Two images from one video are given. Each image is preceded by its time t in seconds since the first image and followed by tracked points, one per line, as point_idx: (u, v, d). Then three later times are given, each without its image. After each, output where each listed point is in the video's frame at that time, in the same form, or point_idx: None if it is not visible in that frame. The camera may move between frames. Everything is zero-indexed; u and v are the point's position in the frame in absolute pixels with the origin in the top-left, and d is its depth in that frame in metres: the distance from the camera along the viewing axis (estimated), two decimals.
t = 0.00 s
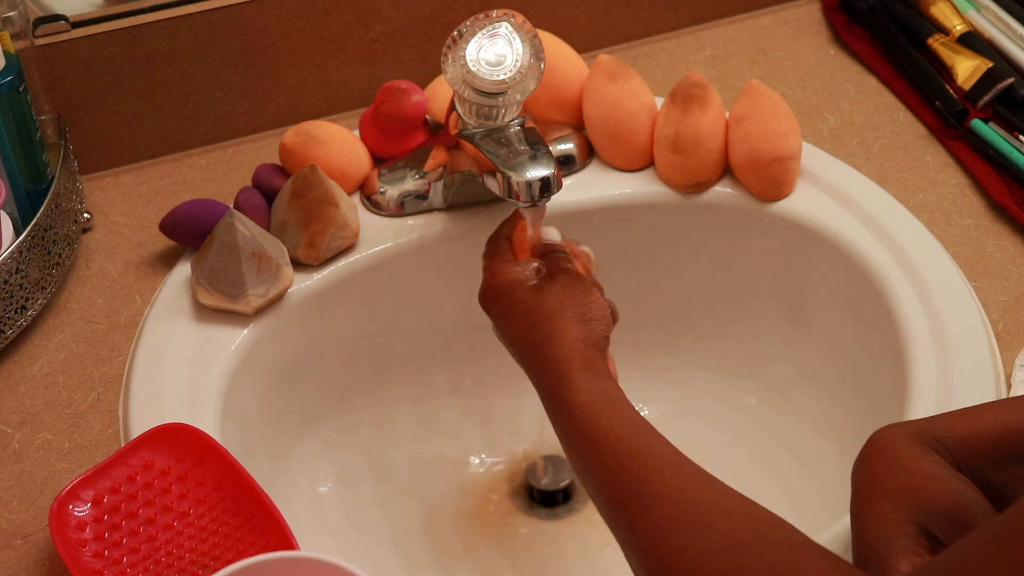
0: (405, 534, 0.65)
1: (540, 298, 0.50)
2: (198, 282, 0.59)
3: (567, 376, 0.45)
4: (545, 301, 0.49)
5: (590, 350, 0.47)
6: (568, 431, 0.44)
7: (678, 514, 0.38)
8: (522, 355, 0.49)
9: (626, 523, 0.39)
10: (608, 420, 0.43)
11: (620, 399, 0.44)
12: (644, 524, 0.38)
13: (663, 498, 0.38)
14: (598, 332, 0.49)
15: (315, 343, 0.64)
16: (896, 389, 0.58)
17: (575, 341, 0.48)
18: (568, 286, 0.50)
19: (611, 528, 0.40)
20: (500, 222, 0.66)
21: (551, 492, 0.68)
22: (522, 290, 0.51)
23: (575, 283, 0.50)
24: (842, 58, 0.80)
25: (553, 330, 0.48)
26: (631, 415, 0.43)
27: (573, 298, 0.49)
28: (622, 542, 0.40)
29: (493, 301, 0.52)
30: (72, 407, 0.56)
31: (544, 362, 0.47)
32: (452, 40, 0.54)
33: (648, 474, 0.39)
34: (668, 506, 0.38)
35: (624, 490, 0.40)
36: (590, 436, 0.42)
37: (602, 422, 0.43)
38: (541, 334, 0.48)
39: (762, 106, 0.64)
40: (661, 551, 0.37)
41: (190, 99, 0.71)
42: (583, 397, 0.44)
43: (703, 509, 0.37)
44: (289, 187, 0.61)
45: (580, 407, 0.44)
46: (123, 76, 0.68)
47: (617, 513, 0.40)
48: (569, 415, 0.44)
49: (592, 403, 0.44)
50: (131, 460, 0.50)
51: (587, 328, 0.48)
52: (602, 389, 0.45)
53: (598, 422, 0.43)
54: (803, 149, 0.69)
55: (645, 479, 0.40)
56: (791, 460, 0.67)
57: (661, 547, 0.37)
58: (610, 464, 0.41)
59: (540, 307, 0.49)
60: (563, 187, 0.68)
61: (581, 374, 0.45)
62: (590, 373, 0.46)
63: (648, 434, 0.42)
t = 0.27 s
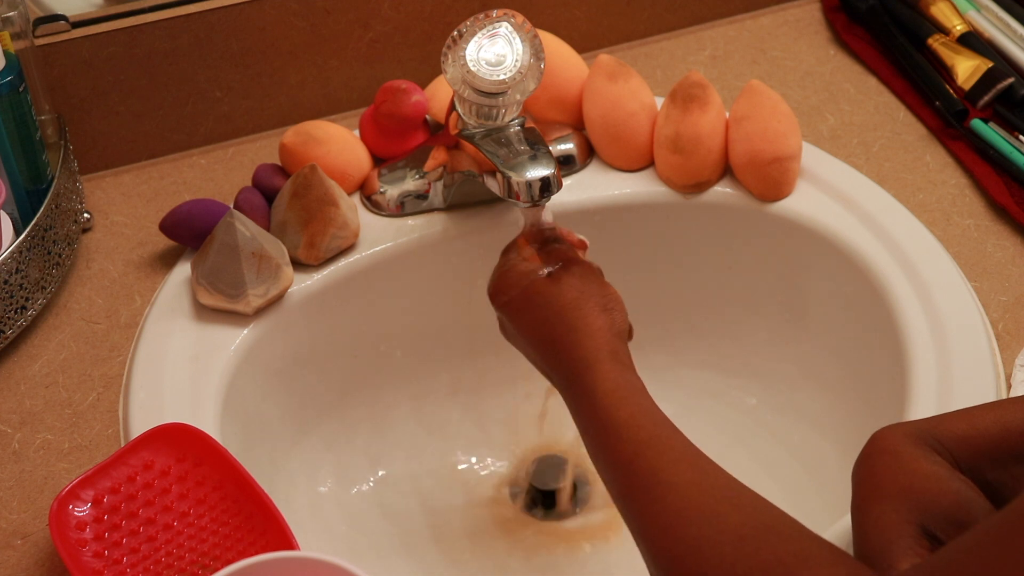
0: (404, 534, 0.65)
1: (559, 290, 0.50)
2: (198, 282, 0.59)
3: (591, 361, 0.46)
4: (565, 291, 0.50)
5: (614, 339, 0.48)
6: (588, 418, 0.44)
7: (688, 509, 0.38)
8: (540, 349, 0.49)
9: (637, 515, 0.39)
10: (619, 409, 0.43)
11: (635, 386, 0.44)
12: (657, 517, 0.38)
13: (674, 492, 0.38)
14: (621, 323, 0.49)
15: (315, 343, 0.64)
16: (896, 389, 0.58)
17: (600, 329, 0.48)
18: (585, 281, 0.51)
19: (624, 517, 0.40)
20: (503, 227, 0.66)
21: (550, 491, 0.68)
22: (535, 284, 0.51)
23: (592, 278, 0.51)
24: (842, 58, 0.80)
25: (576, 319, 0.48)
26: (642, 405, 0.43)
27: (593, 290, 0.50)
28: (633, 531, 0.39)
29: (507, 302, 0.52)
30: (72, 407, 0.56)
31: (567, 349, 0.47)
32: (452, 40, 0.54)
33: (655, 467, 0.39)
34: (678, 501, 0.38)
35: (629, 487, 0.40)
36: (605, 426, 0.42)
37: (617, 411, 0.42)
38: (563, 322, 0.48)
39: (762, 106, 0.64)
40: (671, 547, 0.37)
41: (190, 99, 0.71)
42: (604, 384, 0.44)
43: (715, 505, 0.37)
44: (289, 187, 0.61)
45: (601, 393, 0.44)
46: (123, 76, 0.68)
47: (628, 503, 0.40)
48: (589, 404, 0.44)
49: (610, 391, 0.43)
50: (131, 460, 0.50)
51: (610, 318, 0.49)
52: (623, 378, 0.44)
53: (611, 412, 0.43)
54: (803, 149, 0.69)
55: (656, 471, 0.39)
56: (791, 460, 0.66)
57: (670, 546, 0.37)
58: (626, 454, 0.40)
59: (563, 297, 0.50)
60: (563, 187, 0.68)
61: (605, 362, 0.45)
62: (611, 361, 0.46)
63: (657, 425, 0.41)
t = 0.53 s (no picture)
0: (404, 534, 0.65)
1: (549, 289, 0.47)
2: (198, 282, 0.59)
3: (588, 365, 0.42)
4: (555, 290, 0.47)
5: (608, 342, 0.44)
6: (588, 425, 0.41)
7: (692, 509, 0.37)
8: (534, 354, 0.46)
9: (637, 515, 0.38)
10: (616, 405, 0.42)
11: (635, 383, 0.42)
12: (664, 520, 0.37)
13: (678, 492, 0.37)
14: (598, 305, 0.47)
15: (315, 343, 0.64)
16: (896, 389, 0.58)
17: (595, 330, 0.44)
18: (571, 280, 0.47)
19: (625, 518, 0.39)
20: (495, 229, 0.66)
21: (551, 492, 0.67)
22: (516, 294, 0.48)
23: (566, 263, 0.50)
24: (842, 58, 0.80)
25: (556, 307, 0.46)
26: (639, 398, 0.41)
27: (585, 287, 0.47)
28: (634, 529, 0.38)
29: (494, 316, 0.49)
30: (72, 407, 0.56)
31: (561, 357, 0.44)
32: (453, 40, 0.54)
33: (660, 461, 0.38)
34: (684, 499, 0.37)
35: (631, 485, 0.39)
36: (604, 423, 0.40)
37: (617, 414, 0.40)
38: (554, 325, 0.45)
39: (762, 106, 0.64)
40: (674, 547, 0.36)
41: (190, 99, 0.71)
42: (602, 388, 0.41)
43: (720, 507, 0.36)
44: (289, 187, 0.61)
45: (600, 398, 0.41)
46: (123, 76, 0.68)
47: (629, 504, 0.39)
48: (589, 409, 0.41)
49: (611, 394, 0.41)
50: (131, 460, 0.50)
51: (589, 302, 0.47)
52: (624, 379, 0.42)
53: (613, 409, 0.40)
54: (804, 149, 0.69)
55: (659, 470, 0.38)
56: (791, 460, 0.66)
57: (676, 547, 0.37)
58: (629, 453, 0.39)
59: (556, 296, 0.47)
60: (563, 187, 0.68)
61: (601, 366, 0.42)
62: (612, 364, 0.43)
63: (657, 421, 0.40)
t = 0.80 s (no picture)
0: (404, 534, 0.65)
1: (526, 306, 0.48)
2: (198, 282, 0.59)
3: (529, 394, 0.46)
4: (515, 313, 0.48)
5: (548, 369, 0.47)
6: (540, 450, 0.44)
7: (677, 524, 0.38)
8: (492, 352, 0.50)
9: (614, 541, 0.39)
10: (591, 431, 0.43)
11: (590, 413, 0.45)
12: (643, 543, 0.38)
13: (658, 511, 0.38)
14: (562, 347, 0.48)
15: (315, 343, 0.64)
16: (896, 389, 0.58)
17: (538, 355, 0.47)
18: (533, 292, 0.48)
19: (595, 546, 0.41)
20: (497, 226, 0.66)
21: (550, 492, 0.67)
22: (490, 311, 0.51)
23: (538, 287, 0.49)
24: (842, 58, 0.80)
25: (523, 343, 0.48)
26: (600, 430, 0.43)
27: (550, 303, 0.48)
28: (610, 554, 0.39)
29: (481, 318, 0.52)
30: (72, 407, 0.56)
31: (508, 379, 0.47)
32: (452, 40, 0.54)
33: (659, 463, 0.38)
34: (663, 518, 0.38)
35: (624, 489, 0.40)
36: (568, 454, 0.43)
37: (574, 443, 0.43)
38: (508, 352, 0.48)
39: (762, 106, 0.64)
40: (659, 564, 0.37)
41: (190, 99, 0.71)
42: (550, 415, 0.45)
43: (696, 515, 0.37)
44: (288, 187, 0.61)
45: (547, 425, 0.45)
46: (123, 76, 0.68)
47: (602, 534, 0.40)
48: (541, 435, 0.45)
49: (561, 419, 0.44)
50: (131, 461, 0.50)
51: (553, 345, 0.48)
52: (570, 406, 0.45)
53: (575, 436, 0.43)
54: (804, 149, 0.69)
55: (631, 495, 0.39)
56: (791, 460, 0.66)
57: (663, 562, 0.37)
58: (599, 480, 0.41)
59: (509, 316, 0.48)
60: (563, 187, 0.68)
61: (544, 392, 0.46)
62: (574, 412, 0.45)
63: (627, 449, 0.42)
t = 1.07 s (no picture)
0: (404, 534, 0.65)
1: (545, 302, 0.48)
2: (198, 282, 0.59)
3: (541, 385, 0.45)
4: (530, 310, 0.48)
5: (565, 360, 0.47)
6: (546, 442, 0.43)
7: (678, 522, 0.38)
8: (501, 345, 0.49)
9: (615, 538, 0.39)
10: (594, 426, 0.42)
11: (600, 408, 0.43)
12: (642, 543, 0.38)
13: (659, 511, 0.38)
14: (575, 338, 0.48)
15: (315, 343, 0.64)
16: (896, 389, 0.58)
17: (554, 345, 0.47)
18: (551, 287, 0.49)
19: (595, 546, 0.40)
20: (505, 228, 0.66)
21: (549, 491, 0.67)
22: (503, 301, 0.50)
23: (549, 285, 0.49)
24: (842, 58, 0.80)
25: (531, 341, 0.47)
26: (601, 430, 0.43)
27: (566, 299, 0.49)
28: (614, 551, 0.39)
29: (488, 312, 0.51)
30: (72, 407, 0.56)
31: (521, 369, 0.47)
32: (452, 40, 0.54)
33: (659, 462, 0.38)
34: (665, 518, 0.38)
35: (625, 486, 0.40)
36: (573, 450, 0.42)
37: (580, 437, 0.42)
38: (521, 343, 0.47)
39: (762, 106, 0.64)
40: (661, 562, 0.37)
41: (190, 99, 0.71)
42: (561, 409, 0.44)
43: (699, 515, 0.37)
44: (289, 187, 0.61)
45: (557, 417, 0.43)
46: (123, 76, 0.68)
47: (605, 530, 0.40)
48: (549, 427, 0.43)
49: (570, 413, 0.43)
50: (131, 460, 0.50)
51: (562, 337, 0.47)
52: (580, 399, 0.44)
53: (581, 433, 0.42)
54: (804, 149, 0.69)
55: (632, 494, 0.39)
56: (792, 460, 0.66)
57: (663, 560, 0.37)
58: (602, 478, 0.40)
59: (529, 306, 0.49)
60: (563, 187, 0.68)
61: (556, 383, 0.45)
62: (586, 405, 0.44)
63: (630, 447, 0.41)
